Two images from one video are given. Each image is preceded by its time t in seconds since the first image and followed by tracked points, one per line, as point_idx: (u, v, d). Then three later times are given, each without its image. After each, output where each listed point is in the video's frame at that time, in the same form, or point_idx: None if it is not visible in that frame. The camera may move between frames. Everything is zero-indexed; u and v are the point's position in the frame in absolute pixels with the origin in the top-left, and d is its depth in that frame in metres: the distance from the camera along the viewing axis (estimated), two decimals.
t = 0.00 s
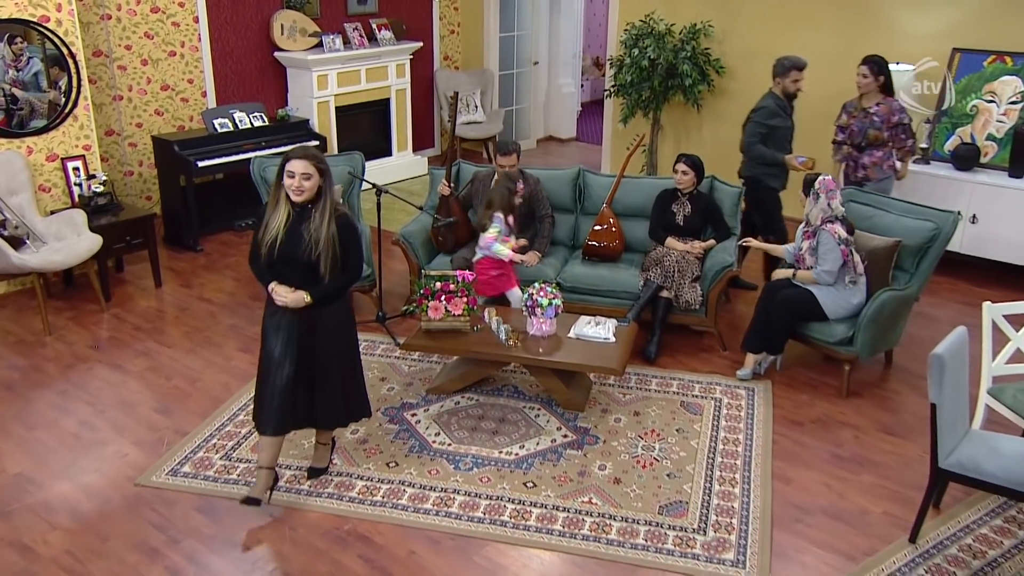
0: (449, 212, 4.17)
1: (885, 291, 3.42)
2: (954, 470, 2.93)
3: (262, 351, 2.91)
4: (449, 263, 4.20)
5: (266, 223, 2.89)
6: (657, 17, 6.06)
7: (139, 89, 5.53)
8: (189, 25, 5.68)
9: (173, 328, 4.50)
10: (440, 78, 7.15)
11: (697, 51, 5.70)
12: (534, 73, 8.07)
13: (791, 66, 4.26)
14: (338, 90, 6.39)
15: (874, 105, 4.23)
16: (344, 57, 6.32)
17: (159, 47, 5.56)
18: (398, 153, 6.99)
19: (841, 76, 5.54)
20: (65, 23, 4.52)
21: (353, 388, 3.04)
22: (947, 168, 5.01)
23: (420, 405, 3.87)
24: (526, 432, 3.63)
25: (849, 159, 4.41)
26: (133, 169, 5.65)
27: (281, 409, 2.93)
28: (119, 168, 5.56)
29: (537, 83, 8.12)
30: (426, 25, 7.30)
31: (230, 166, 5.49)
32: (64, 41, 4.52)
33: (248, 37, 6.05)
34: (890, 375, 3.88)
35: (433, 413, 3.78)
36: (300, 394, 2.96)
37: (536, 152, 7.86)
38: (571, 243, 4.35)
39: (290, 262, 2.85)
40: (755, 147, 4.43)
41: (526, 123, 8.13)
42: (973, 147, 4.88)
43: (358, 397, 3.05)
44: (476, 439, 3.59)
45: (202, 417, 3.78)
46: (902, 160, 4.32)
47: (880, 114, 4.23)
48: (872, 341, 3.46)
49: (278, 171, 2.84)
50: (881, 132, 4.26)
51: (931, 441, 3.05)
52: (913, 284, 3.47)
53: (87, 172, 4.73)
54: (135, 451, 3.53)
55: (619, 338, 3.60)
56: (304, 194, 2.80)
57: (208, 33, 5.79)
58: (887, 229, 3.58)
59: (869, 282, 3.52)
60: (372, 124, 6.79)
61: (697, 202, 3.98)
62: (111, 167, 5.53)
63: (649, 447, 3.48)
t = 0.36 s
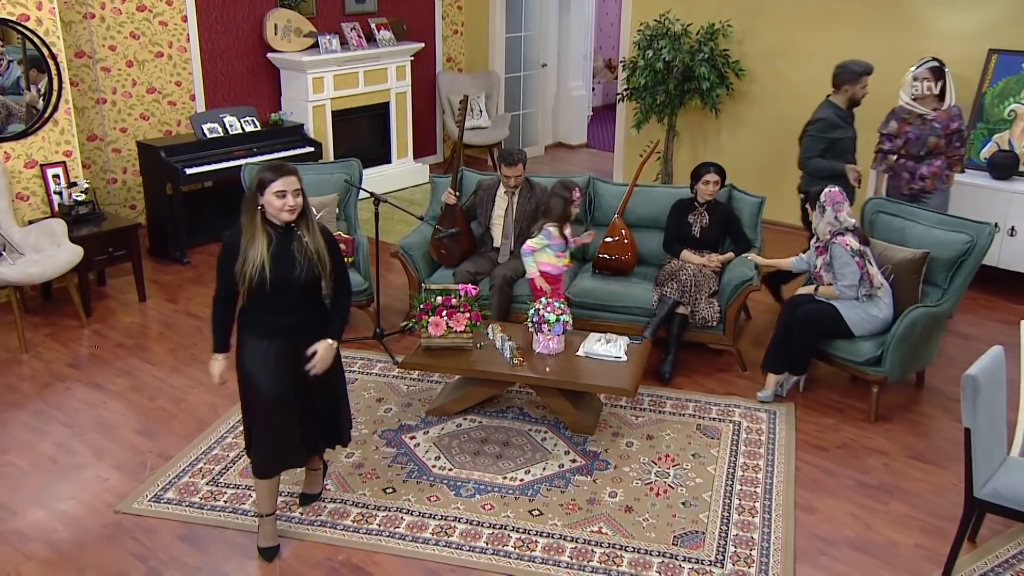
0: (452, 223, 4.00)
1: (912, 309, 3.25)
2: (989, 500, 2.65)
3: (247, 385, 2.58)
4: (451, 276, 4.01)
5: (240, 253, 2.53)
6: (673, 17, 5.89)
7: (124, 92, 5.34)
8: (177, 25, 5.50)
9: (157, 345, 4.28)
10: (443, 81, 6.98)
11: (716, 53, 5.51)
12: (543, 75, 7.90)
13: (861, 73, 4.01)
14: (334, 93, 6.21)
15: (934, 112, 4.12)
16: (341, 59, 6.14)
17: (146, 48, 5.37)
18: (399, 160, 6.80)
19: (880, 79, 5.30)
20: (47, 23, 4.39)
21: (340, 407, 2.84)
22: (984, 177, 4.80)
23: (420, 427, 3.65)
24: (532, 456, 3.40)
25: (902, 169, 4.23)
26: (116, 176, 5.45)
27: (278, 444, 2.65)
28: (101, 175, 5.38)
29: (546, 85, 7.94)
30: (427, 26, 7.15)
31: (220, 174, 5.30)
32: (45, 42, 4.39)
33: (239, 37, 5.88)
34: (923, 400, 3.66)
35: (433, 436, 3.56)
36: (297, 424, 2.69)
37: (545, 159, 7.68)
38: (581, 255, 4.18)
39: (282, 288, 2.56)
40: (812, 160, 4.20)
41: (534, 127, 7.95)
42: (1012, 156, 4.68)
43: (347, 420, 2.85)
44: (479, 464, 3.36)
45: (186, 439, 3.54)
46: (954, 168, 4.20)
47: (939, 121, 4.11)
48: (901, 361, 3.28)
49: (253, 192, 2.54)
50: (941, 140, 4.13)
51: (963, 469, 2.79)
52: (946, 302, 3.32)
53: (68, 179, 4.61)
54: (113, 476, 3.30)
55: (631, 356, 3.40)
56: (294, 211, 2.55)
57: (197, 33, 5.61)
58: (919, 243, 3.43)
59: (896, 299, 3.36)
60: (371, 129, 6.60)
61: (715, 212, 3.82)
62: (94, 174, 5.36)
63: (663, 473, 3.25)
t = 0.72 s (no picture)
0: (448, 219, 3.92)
1: (919, 310, 3.19)
2: (999, 503, 2.53)
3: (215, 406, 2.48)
4: (447, 274, 3.91)
5: (217, 260, 2.38)
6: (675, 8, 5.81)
7: (106, 84, 5.23)
8: (162, 15, 5.38)
9: (142, 345, 4.16)
10: (438, 73, 6.91)
11: (720, 43, 5.44)
12: (541, 66, 7.79)
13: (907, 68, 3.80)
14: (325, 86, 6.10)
15: (979, 106, 3.97)
16: (331, 50, 6.03)
17: (129, 38, 5.26)
18: (393, 155, 6.69)
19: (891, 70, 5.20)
20: (25, 12, 4.28)
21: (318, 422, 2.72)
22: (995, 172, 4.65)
23: (415, 429, 3.55)
24: (529, 460, 3.30)
25: (944, 165, 4.12)
26: (99, 171, 5.33)
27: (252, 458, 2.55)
28: (84, 169, 5.26)
29: (544, 77, 7.82)
30: (421, 16, 7.04)
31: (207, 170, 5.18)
32: (23, 31, 4.27)
33: (227, 27, 5.76)
34: (934, 402, 3.57)
35: (427, 439, 3.45)
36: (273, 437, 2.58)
37: (543, 154, 7.57)
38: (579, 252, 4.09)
39: (266, 292, 2.44)
40: (868, 163, 3.93)
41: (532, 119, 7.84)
42: None
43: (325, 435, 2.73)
44: (474, 468, 3.26)
45: (171, 442, 3.43)
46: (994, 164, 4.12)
47: (985, 116, 3.97)
48: (910, 362, 3.22)
49: (222, 196, 2.40)
50: (987, 135, 4.00)
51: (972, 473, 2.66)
52: (956, 300, 3.26)
53: (49, 173, 4.49)
54: (94, 481, 3.19)
55: (630, 356, 3.30)
56: (270, 210, 2.45)
57: (183, 23, 5.50)
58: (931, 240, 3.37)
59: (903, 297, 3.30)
60: (363, 123, 6.49)
61: (720, 207, 3.74)
62: (77, 168, 5.23)
63: (664, 476, 3.16)
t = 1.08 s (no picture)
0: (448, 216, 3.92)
1: (923, 308, 3.18)
2: (1003, 502, 2.51)
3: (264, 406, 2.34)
4: (447, 273, 3.90)
5: (238, 266, 2.26)
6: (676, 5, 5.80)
7: (105, 82, 5.21)
8: (161, 13, 5.36)
9: (141, 344, 4.14)
10: (438, 72, 6.91)
11: (720, 41, 5.42)
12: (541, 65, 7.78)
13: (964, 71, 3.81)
14: (325, 84, 6.08)
15: (991, 106, 3.94)
16: (331, 48, 6.01)
17: (128, 36, 5.24)
18: (392, 154, 6.68)
19: (891, 68, 5.21)
20: (24, 10, 4.26)
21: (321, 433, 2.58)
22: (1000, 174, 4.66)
23: (414, 428, 3.54)
24: (530, 458, 3.29)
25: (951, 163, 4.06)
26: (98, 170, 5.31)
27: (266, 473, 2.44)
28: (82, 168, 5.24)
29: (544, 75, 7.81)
30: (422, 14, 7.02)
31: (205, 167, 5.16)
32: (20, 29, 4.25)
33: (226, 25, 5.74)
34: (937, 401, 3.57)
35: (427, 438, 3.44)
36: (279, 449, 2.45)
37: (544, 152, 7.55)
38: (580, 250, 4.09)
39: (284, 295, 2.37)
40: (931, 166, 3.86)
41: (533, 119, 7.83)
42: None
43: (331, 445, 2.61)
44: (474, 467, 3.25)
45: (169, 441, 3.42)
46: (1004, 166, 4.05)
47: (997, 116, 3.95)
48: (912, 361, 3.21)
49: (242, 199, 2.27)
50: (996, 137, 3.98)
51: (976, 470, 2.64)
52: (960, 298, 3.25)
53: (47, 171, 4.47)
54: (92, 480, 3.17)
55: (631, 354, 3.29)
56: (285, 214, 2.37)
57: (182, 21, 5.48)
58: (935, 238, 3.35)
59: (907, 294, 3.29)
60: (363, 121, 6.48)
61: (722, 206, 3.73)
62: (75, 166, 5.21)
63: (665, 475, 3.15)
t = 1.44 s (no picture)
0: (456, 212, 3.90)
1: (936, 305, 3.15)
2: (1018, 500, 2.46)
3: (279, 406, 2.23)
4: (455, 267, 3.87)
5: (284, 263, 2.19)
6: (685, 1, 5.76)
7: (111, 78, 5.20)
8: (167, 9, 5.35)
9: (147, 340, 4.14)
10: (446, 68, 6.87)
11: (729, 36, 5.38)
12: (548, 62, 7.75)
13: None
14: (331, 80, 6.06)
15: (993, 103, 3.94)
16: (337, 44, 5.98)
17: (134, 32, 5.22)
18: (399, 150, 6.66)
19: (902, 65, 5.18)
20: (30, 5, 4.24)
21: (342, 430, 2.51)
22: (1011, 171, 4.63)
23: (421, 424, 3.52)
24: (537, 455, 3.28)
25: (952, 157, 4.17)
26: (104, 166, 5.30)
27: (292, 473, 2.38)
28: (88, 163, 5.22)
29: (551, 72, 7.78)
30: (429, 10, 6.98)
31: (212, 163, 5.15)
32: (27, 24, 4.24)
33: (232, 21, 5.72)
34: (949, 398, 3.54)
35: (434, 434, 3.42)
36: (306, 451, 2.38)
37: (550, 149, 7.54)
38: (588, 247, 4.06)
39: (326, 291, 2.30)
40: (989, 173, 3.66)
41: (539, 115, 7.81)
42: None
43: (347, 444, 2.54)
44: (481, 463, 3.24)
45: (175, 437, 3.41)
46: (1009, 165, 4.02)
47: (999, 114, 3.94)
48: (924, 357, 3.19)
49: (288, 196, 2.19)
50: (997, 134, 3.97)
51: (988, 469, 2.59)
52: (972, 294, 3.23)
53: (53, 167, 4.46)
54: (98, 475, 3.17)
55: (640, 350, 3.27)
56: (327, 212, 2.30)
57: (188, 17, 5.46)
58: (946, 233, 3.33)
59: (919, 290, 3.27)
60: (370, 118, 6.46)
61: (733, 202, 3.72)
62: (81, 162, 5.20)
63: (673, 472, 3.13)
